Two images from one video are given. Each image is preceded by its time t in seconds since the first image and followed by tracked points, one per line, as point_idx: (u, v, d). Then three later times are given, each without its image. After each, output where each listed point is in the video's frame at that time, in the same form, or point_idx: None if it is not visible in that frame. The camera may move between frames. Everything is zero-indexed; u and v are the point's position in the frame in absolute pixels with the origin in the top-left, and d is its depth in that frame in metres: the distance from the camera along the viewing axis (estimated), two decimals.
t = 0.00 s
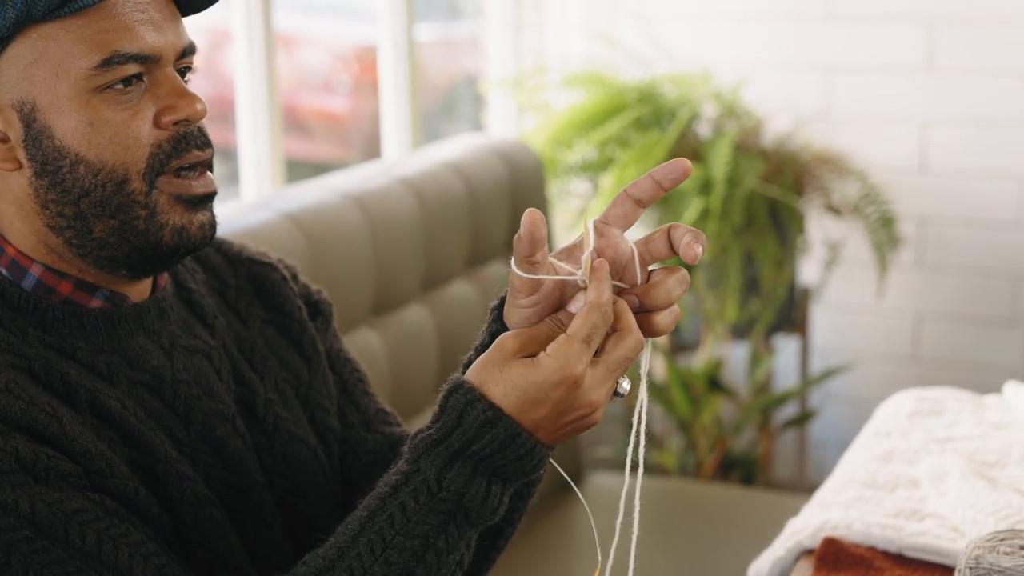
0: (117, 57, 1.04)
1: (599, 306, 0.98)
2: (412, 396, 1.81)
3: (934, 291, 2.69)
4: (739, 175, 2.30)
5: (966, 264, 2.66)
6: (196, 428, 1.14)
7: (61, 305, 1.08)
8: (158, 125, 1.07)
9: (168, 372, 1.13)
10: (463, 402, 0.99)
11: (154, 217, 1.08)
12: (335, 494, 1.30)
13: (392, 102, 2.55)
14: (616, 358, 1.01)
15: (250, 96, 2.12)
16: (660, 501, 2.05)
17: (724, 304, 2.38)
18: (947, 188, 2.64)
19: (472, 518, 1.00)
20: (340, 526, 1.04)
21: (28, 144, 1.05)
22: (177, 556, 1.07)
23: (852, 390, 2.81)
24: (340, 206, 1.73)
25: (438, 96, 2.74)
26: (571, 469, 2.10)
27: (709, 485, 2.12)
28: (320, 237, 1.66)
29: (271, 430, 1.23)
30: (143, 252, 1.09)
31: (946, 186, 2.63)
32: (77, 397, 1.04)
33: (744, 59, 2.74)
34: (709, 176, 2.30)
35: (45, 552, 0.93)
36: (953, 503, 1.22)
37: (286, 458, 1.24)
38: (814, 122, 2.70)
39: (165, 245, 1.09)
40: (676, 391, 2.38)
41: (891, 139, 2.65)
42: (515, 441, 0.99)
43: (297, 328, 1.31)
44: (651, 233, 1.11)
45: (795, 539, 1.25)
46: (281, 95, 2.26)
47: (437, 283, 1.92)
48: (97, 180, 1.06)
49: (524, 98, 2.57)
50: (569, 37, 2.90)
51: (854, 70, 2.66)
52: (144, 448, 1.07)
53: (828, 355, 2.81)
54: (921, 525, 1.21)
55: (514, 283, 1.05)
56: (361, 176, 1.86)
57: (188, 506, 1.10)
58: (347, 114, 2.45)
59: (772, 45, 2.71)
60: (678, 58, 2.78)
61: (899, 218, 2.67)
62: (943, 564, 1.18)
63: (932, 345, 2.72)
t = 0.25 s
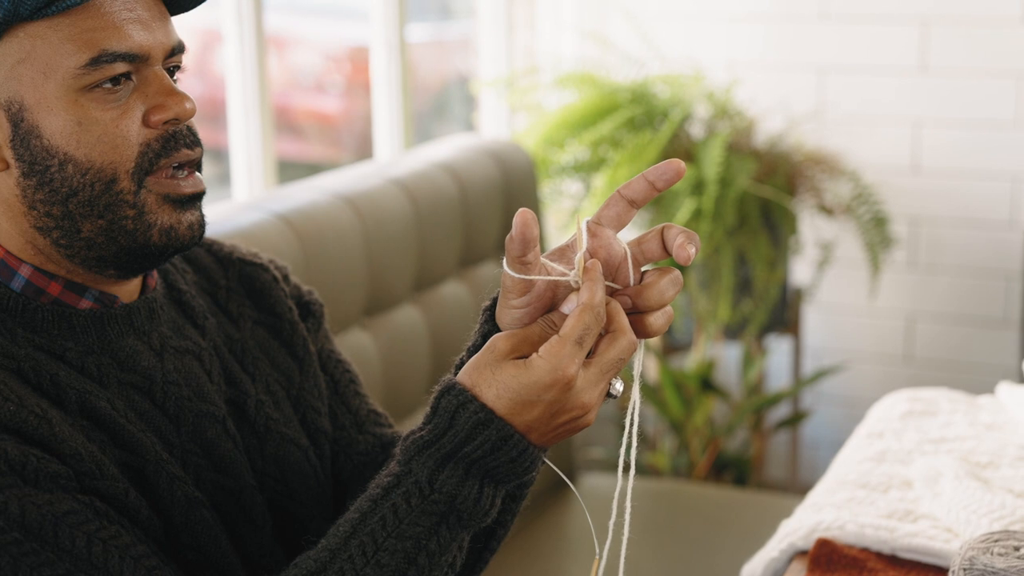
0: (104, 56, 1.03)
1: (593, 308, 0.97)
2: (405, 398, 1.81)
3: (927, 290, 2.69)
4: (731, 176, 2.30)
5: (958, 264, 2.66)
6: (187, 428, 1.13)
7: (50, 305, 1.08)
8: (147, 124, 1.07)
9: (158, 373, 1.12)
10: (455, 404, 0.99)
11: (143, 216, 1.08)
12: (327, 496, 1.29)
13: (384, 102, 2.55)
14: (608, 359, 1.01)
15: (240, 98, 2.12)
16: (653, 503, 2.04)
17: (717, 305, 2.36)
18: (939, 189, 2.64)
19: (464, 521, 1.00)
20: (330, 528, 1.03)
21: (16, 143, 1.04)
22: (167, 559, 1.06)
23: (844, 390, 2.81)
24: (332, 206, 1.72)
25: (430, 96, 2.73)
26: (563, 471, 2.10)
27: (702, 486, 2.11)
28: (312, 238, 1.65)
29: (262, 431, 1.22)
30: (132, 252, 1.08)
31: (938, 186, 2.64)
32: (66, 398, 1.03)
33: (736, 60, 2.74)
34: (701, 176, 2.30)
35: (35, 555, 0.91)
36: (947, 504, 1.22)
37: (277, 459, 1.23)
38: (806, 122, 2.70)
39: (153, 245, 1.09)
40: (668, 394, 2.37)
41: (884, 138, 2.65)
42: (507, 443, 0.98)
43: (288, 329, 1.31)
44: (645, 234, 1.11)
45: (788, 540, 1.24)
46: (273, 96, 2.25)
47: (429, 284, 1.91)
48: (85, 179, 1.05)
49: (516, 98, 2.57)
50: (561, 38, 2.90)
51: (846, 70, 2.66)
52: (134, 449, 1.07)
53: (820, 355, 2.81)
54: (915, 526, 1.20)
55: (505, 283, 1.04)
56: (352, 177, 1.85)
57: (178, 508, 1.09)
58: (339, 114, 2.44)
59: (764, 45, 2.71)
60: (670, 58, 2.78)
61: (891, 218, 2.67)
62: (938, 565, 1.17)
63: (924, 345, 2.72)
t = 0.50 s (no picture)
0: (97, 55, 1.03)
1: (587, 312, 0.95)
2: (403, 394, 1.81)
3: (921, 290, 2.69)
4: (725, 176, 2.30)
5: (952, 264, 2.66)
6: (181, 430, 1.12)
7: (42, 306, 1.06)
8: (139, 124, 1.07)
9: (151, 375, 1.11)
10: (446, 407, 0.99)
11: (134, 218, 1.07)
12: (322, 495, 1.29)
13: (378, 102, 2.54)
14: (605, 365, 1.00)
15: (233, 99, 2.11)
16: (647, 504, 2.04)
17: (711, 305, 2.35)
18: (933, 189, 2.64)
19: (457, 527, 0.99)
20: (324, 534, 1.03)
21: (7, 144, 1.03)
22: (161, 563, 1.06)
23: (839, 390, 2.81)
24: (326, 207, 1.71)
25: (424, 96, 2.73)
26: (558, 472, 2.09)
27: (697, 487, 2.11)
28: (306, 239, 1.64)
29: (256, 431, 1.22)
30: (123, 254, 1.08)
31: (932, 186, 2.64)
32: (59, 401, 1.02)
33: (730, 61, 2.74)
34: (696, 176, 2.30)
35: (26, 561, 0.91)
36: (943, 504, 1.22)
37: (272, 460, 1.23)
38: (800, 122, 2.70)
39: (145, 247, 1.08)
40: (663, 394, 2.37)
41: (878, 138, 2.65)
42: (497, 447, 0.98)
43: (280, 327, 1.30)
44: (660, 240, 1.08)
45: (785, 541, 1.23)
46: (266, 96, 2.24)
47: (423, 284, 1.91)
48: (78, 180, 1.05)
49: (510, 98, 2.56)
50: (555, 38, 2.90)
51: (839, 70, 2.66)
52: (128, 452, 1.06)
53: (815, 355, 2.81)
54: (912, 527, 1.20)
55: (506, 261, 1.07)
56: (347, 177, 1.85)
57: (172, 511, 1.08)
58: (332, 115, 2.43)
59: (758, 45, 2.71)
60: (664, 58, 2.78)
61: (885, 218, 2.67)
62: (934, 566, 1.17)
63: (918, 345, 2.72)
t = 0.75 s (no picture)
0: (86, 56, 1.02)
1: (574, 308, 0.96)
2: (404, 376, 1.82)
3: (915, 290, 2.69)
4: (719, 176, 2.29)
5: (945, 264, 2.66)
6: (174, 429, 1.12)
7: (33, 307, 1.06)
8: (129, 124, 1.06)
9: (143, 375, 1.10)
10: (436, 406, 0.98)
11: (125, 218, 1.06)
12: (320, 488, 1.29)
13: (370, 103, 2.54)
14: (594, 369, 0.98)
15: (225, 100, 2.10)
16: (641, 505, 2.03)
17: (705, 305, 2.35)
18: (926, 189, 2.64)
19: (448, 530, 0.98)
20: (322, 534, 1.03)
21: None
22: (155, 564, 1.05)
23: (833, 391, 2.81)
24: (319, 207, 1.70)
25: (416, 97, 2.72)
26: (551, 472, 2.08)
27: (691, 487, 2.10)
28: (299, 239, 1.64)
29: (250, 427, 1.21)
30: (115, 254, 1.07)
31: (925, 186, 2.64)
32: (51, 402, 1.02)
33: (723, 61, 2.73)
34: (689, 177, 2.29)
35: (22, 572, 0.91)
36: (938, 505, 1.22)
37: (266, 456, 1.22)
38: (793, 122, 2.70)
39: (135, 247, 1.07)
40: (657, 394, 2.37)
41: (871, 138, 2.65)
42: (484, 445, 0.96)
43: (268, 316, 1.29)
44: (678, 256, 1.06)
45: (780, 541, 1.23)
46: (258, 96, 2.23)
47: (417, 284, 1.90)
48: (68, 180, 1.04)
49: (503, 98, 2.56)
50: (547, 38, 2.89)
51: (832, 70, 2.65)
52: (120, 452, 1.05)
53: (808, 355, 2.81)
54: (907, 527, 1.19)
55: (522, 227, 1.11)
56: (339, 176, 1.84)
57: (166, 512, 1.08)
58: (324, 115, 2.42)
59: (751, 45, 2.70)
60: (657, 58, 2.78)
61: (879, 218, 2.67)
62: (929, 566, 1.17)
63: (912, 345, 2.72)
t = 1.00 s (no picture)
0: (76, 56, 1.01)
1: (573, 311, 0.94)
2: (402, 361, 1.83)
3: (909, 291, 2.69)
4: (713, 176, 2.29)
5: (939, 264, 2.66)
6: (166, 431, 1.11)
7: (24, 309, 1.05)
8: (120, 124, 1.05)
9: (136, 376, 1.10)
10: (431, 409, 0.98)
11: (117, 215, 1.06)
12: (315, 485, 1.28)
13: (363, 103, 2.53)
14: (589, 374, 0.95)
15: (218, 101, 2.09)
16: (636, 507, 2.02)
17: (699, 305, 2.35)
18: (921, 189, 2.64)
19: (443, 534, 0.98)
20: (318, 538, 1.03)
21: None
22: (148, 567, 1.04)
23: (827, 391, 2.81)
24: (312, 207, 1.70)
25: (410, 97, 2.71)
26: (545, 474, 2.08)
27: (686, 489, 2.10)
28: (292, 240, 1.63)
29: (243, 428, 1.21)
30: (107, 254, 1.06)
31: (919, 186, 2.63)
32: (42, 405, 1.01)
33: (717, 61, 2.73)
34: (683, 177, 2.29)
35: None
36: (934, 506, 1.21)
37: (260, 457, 1.21)
38: (787, 122, 2.69)
39: (127, 245, 1.06)
40: (651, 396, 2.37)
41: (865, 138, 2.65)
42: (477, 447, 0.96)
43: (258, 312, 1.28)
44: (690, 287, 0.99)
45: (775, 543, 1.22)
46: (251, 97, 2.22)
47: (411, 285, 1.89)
48: (59, 181, 1.03)
49: (497, 98, 2.55)
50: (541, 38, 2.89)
51: (826, 70, 2.65)
52: (113, 455, 1.04)
53: (802, 356, 2.80)
54: (903, 528, 1.19)
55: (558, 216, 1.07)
56: (331, 177, 1.83)
57: (159, 515, 1.07)
58: (317, 115, 2.41)
59: (745, 45, 2.70)
60: (651, 59, 2.77)
61: (872, 218, 2.67)
62: (925, 568, 1.16)
63: (906, 346, 2.72)
